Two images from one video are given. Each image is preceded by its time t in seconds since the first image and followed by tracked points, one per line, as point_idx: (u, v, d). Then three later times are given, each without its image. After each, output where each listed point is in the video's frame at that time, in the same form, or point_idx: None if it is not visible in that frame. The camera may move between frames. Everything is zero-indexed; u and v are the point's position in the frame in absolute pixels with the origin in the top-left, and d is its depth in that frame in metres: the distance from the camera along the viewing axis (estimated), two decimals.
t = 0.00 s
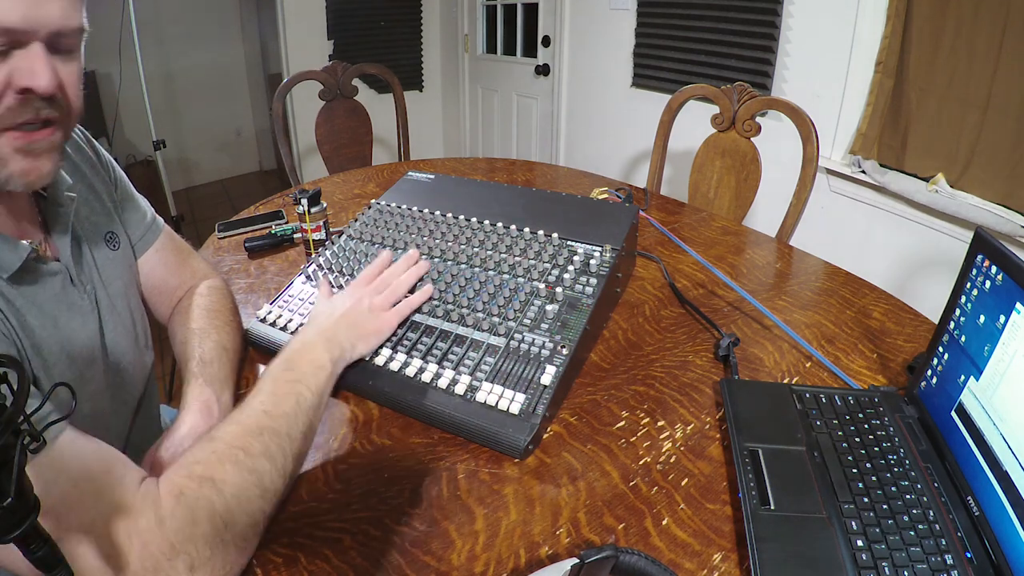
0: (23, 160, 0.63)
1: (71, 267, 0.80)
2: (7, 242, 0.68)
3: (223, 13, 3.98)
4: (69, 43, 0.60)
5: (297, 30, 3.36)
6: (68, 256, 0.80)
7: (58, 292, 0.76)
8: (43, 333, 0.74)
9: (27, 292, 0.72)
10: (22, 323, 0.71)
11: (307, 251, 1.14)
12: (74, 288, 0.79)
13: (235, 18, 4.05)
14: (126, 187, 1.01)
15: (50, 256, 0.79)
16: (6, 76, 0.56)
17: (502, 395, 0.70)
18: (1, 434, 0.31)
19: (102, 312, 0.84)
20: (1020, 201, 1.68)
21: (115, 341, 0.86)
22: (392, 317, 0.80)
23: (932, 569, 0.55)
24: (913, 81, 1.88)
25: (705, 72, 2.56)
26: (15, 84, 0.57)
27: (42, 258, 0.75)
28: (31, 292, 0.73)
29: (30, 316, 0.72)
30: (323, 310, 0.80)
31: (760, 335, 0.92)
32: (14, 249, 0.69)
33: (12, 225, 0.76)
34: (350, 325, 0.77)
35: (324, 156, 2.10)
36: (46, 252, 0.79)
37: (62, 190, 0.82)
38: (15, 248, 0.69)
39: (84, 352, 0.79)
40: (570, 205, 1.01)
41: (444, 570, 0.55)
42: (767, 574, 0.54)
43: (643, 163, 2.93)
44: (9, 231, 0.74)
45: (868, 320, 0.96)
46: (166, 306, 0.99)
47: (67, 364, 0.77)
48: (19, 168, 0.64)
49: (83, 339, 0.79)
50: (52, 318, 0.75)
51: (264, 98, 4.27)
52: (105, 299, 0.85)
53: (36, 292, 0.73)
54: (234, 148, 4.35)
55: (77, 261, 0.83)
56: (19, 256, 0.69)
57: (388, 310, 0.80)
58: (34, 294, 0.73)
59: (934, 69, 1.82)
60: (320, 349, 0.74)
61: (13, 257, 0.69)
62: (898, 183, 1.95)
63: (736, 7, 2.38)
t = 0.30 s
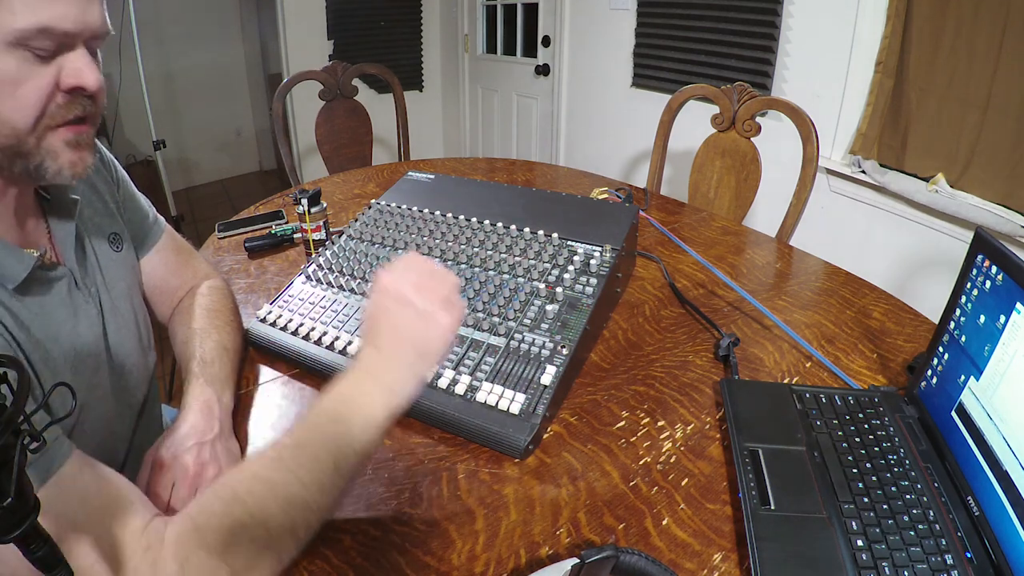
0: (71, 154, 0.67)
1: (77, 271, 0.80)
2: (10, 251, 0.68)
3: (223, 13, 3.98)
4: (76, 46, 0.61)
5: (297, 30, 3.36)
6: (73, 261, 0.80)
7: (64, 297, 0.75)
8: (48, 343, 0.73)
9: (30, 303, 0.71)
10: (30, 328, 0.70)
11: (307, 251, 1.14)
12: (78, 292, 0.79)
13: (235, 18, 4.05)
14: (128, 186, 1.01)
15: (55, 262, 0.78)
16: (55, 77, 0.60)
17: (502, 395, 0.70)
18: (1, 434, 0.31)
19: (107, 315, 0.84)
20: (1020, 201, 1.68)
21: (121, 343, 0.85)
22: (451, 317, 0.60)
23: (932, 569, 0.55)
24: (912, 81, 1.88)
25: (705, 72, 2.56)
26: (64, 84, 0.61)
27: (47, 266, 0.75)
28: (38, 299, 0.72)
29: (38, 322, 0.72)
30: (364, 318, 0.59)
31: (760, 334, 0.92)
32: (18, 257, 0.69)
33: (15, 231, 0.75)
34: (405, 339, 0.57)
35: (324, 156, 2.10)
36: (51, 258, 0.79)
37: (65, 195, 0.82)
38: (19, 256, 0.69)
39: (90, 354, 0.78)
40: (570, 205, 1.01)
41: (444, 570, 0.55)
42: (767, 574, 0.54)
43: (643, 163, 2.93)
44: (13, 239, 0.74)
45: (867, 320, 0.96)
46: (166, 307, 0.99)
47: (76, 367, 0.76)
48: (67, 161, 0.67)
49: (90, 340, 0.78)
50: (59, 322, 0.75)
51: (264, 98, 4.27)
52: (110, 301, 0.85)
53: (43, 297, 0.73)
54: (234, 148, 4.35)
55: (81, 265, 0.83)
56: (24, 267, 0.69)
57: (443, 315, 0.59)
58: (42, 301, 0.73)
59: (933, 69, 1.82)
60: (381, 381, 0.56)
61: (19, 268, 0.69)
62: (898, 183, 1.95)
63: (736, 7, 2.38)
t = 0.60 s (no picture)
0: (85, 180, 0.70)
1: (76, 274, 0.80)
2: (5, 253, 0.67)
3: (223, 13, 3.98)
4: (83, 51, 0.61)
5: (297, 30, 3.36)
6: (71, 264, 0.80)
7: (61, 300, 0.75)
8: (48, 347, 0.73)
9: (29, 307, 0.71)
10: (30, 329, 0.70)
11: (307, 251, 1.14)
12: (77, 294, 0.78)
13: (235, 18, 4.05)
14: (132, 187, 1.01)
15: (53, 264, 0.78)
16: (79, 95, 0.61)
17: (502, 395, 0.70)
18: (1, 434, 0.31)
19: (108, 316, 0.84)
20: (1021, 202, 1.68)
21: (122, 344, 0.85)
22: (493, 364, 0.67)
23: (932, 569, 0.55)
24: (912, 81, 1.88)
25: (705, 72, 2.56)
26: (87, 103, 0.62)
27: (44, 266, 0.74)
28: (36, 302, 0.72)
29: (38, 324, 0.72)
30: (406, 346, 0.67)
31: (760, 334, 0.92)
32: (12, 260, 0.68)
33: (11, 235, 0.76)
34: (443, 378, 0.65)
35: (324, 156, 2.10)
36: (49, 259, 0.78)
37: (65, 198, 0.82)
38: (12, 258, 0.68)
39: (91, 354, 0.78)
40: (570, 205, 1.01)
41: (443, 570, 0.55)
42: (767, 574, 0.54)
43: (643, 163, 2.93)
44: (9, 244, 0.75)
45: (868, 320, 0.96)
46: (168, 308, 0.99)
47: (78, 368, 0.76)
48: (81, 188, 0.69)
49: (90, 342, 0.78)
50: (59, 324, 0.74)
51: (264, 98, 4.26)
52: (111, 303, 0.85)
53: (42, 300, 0.73)
54: (234, 148, 4.35)
55: (82, 268, 0.83)
56: (18, 269, 0.69)
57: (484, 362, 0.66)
58: (40, 305, 0.72)
59: (933, 70, 1.82)
60: (414, 411, 0.64)
61: (11, 270, 0.68)
62: (898, 183, 1.95)
63: (736, 7, 2.38)
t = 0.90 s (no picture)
0: (81, 174, 0.69)
1: (78, 271, 0.80)
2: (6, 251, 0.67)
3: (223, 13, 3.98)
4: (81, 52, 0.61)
5: (297, 30, 3.36)
6: (74, 261, 0.80)
7: (64, 298, 0.75)
8: (49, 347, 0.73)
9: (32, 304, 0.71)
10: (32, 328, 0.70)
11: (307, 251, 1.14)
12: (79, 292, 0.78)
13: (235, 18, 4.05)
14: (133, 187, 1.01)
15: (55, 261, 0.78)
16: (74, 96, 0.61)
17: (502, 395, 0.70)
18: (1, 434, 0.31)
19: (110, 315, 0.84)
20: (1021, 201, 1.68)
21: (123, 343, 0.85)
22: (486, 358, 0.67)
23: (932, 569, 0.55)
24: (913, 81, 1.88)
25: (705, 72, 2.56)
26: (81, 104, 0.62)
27: (45, 264, 0.74)
28: (38, 299, 0.72)
29: (40, 322, 0.72)
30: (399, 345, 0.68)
31: (760, 334, 0.92)
32: (14, 258, 0.68)
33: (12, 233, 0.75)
34: (434, 373, 0.65)
35: (324, 156, 2.10)
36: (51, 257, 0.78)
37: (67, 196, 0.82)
38: (14, 257, 0.68)
39: (92, 355, 0.78)
40: (570, 205, 1.01)
41: (444, 570, 0.55)
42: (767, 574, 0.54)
43: (643, 163, 2.93)
44: (9, 242, 0.74)
45: (868, 320, 0.96)
46: (169, 308, 0.99)
47: (80, 367, 0.76)
48: (78, 182, 0.69)
49: (91, 341, 0.78)
50: (60, 323, 0.74)
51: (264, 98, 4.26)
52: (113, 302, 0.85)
53: (44, 298, 0.73)
54: (234, 148, 4.35)
55: (85, 266, 0.83)
56: (19, 266, 0.69)
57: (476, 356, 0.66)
58: (43, 302, 0.72)
59: (933, 70, 1.82)
60: (408, 407, 0.64)
61: (12, 267, 0.68)
62: (898, 183, 1.95)
63: (736, 7, 2.38)
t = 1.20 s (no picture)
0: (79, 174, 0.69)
1: (77, 271, 0.80)
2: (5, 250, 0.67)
3: (223, 13, 3.98)
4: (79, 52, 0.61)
5: (297, 30, 3.36)
6: (73, 262, 0.79)
7: (62, 298, 0.75)
8: (49, 346, 0.73)
9: (30, 304, 0.71)
10: (31, 327, 0.70)
11: (307, 251, 1.14)
12: (77, 292, 0.78)
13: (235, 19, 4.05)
14: (132, 186, 1.01)
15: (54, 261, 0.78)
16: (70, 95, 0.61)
17: (502, 395, 0.70)
18: (1, 434, 0.31)
19: (108, 315, 0.84)
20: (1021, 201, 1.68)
21: (122, 343, 0.85)
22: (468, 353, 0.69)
23: (932, 569, 0.55)
24: (913, 81, 1.88)
25: (705, 72, 2.56)
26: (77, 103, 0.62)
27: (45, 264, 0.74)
28: (37, 299, 0.72)
29: (38, 322, 0.72)
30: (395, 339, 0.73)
31: (760, 334, 0.92)
32: (13, 257, 0.68)
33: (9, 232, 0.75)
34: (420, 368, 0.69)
35: (324, 156, 2.10)
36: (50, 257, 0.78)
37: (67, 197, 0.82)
38: (13, 256, 0.68)
39: (90, 355, 0.78)
40: (570, 205, 1.01)
41: (443, 570, 0.55)
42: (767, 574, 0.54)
43: (643, 163, 2.93)
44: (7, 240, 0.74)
45: (867, 320, 0.96)
46: (168, 308, 0.99)
47: (79, 366, 0.76)
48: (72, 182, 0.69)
49: (90, 341, 0.78)
50: (59, 322, 0.74)
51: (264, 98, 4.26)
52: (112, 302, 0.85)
53: (42, 298, 0.73)
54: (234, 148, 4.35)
55: (84, 266, 0.83)
56: (18, 265, 0.68)
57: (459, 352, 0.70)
58: (41, 301, 0.72)
59: (933, 69, 1.82)
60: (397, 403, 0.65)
61: (11, 267, 0.68)
62: (898, 183, 1.95)
63: (736, 7, 2.38)
